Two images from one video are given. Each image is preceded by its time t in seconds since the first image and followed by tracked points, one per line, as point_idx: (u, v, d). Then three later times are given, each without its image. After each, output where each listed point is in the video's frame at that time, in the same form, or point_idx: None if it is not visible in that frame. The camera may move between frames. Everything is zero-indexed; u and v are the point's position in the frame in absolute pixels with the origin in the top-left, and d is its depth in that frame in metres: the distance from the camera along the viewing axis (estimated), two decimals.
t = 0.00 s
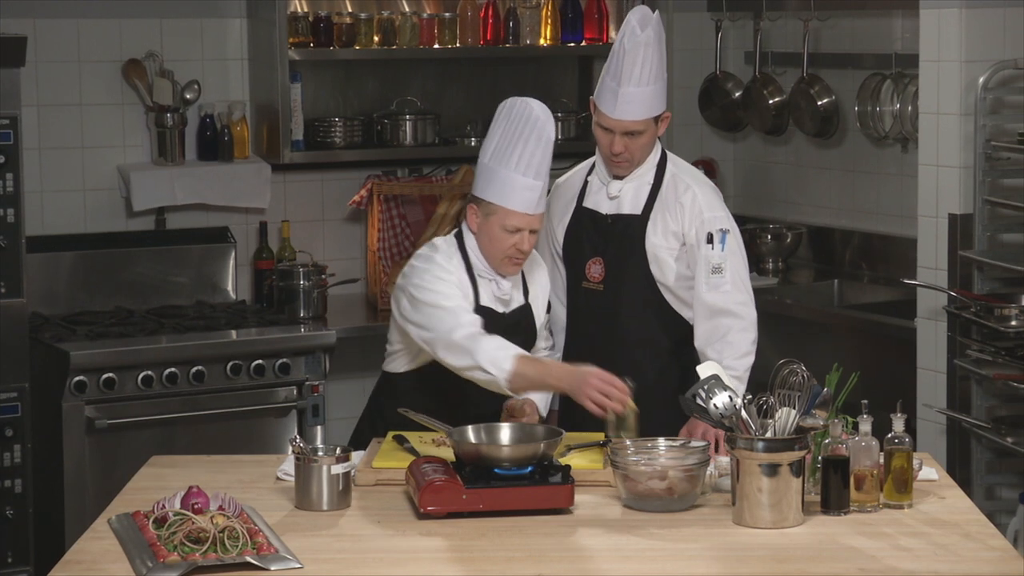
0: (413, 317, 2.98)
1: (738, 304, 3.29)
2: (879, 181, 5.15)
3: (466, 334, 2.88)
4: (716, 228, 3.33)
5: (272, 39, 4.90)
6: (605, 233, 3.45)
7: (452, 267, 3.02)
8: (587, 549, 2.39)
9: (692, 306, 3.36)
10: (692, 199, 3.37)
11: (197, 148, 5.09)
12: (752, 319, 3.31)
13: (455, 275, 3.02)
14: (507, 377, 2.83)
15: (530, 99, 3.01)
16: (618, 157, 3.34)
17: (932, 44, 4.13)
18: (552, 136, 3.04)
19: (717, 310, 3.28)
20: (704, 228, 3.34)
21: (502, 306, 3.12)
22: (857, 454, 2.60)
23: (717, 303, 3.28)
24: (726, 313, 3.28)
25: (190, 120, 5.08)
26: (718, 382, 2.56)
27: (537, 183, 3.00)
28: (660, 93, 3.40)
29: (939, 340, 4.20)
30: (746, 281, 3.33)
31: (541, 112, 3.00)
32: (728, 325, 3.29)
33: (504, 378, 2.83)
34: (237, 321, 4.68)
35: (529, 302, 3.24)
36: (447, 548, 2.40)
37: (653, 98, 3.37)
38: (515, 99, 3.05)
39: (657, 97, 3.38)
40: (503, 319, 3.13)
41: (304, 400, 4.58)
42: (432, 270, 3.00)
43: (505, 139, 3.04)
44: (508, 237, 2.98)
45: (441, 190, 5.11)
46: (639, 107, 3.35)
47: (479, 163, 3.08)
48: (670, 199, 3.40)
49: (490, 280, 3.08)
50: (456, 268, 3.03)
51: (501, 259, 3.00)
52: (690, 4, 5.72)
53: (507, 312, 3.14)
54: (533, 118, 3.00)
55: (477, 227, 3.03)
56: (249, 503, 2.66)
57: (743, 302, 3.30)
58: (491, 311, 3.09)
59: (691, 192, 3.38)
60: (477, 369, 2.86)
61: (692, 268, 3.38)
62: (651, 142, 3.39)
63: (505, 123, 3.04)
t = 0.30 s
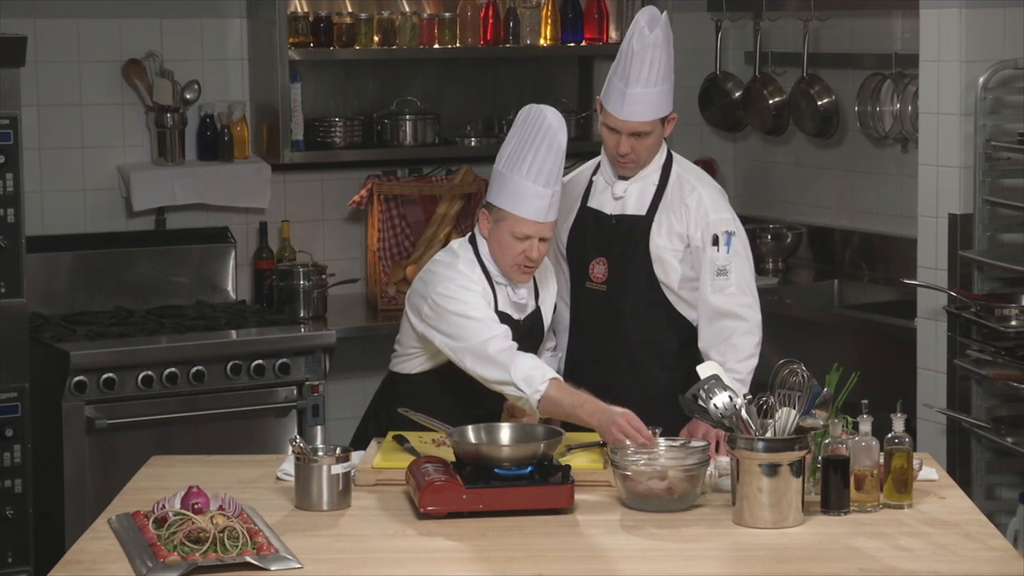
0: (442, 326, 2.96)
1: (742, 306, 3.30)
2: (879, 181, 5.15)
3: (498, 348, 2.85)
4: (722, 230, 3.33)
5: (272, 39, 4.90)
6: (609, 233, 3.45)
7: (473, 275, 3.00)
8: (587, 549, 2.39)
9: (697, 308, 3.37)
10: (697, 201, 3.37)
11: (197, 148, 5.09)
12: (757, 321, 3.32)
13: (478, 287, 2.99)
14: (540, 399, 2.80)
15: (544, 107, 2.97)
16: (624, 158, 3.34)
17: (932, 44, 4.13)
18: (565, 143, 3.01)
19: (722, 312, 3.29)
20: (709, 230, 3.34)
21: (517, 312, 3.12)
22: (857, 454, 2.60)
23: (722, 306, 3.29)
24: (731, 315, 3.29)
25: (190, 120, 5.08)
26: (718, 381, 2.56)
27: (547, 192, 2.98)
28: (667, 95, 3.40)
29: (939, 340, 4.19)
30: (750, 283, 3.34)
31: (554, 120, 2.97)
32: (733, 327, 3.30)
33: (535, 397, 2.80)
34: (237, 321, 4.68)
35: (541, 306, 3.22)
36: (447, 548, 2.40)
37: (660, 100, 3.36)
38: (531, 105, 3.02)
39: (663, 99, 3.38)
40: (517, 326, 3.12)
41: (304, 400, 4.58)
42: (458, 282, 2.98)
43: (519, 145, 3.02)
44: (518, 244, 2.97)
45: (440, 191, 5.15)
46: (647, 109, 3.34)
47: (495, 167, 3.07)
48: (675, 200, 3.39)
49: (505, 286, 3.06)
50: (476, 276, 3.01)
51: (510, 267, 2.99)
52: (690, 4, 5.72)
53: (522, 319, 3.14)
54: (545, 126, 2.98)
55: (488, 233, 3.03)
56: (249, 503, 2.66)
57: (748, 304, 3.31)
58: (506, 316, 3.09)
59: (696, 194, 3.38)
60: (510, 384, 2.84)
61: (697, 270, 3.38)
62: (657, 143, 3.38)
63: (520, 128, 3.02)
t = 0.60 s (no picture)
0: (428, 325, 2.95)
1: (747, 308, 3.30)
2: (879, 181, 5.15)
3: (485, 349, 2.84)
4: (727, 231, 3.33)
5: (272, 39, 4.90)
6: (613, 233, 3.45)
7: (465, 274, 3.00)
8: (587, 549, 2.39)
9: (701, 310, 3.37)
10: (702, 202, 3.36)
11: (197, 148, 5.09)
12: (761, 323, 3.33)
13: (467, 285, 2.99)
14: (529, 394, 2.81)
15: (528, 104, 2.92)
16: (628, 158, 3.34)
17: (932, 44, 4.13)
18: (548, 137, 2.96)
19: (726, 314, 3.30)
20: (714, 231, 3.33)
21: (511, 309, 3.12)
22: (857, 454, 2.60)
23: (727, 308, 3.30)
24: (735, 317, 3.30)
25: (190, 120, 5.08)
26: (718, 382, 2.56)
27: (532, 188, 2.94)
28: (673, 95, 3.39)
29: (939, 340, 4.19)
30: (754, 284, 3.34)
31: (536, 118, 2.92)
32: (737, 329, 3.30)
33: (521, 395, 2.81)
34: (237, 321, 4.68)
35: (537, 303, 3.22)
36: (447, 548, 2.40)
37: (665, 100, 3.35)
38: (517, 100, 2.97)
39: (668, 99, 3.37)
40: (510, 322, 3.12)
41: (304, 400, 4.58)
42: (446, 281, 2.96)
43: (505, 139, 2.99)
44: (505, 240, 2.96)
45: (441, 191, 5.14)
46: (651, 109, 3.33)
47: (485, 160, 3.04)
48: (680, 202, 3.39)
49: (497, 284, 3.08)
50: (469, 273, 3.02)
51: (500, 263, 2.99)
52: (691, 4, 5.72)
53: (517, 316, 3.14)
54: (529, 124, 2.92)
55: (476, 230, 3.03)
56: (249, 503, 2.66)
57: (752, 306, 3.31)
58: (500, 312, 3.10)
59: (701, 195, 3.38)
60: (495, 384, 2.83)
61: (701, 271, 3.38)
62: (662, 144, 3.38)
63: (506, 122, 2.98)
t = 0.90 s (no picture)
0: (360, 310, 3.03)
1: (746, 308, 3.28)
2: (879, 181, 5.15)
3: (359, 340, 2.87)
4: (725, 230, 3.31)
5: (272, 39, 4.90)
6: (613, 232, 3.45)
7: (415, 262, 3.00)
8: (587, 549, 2.39)
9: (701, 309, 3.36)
10: (701, 201, 3.35)
11: (197, 148, 5.09)
12: (761, 322, 3.30)
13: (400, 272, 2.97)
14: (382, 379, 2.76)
15: (487, 87, 2.86)
16: (625, 157, 3.32)
17: (932, 44, 4.13)
18: (507, 119, 2.90)
19: (725, 313, 3.28)
20: (712, 230, 3.32)
21: (479, 296, 3.07)
22: (857, 454, 2.60)
23: (726, 307, 3.28)
24: (734, 316, 3.28)
25: (190, 120, 5.08)
26: (718, 381, 2.56)
27: (495, 169, 2.87)
28: (670, 94, 3.39)
29: (940, 340, 4.19)
30: (754, 283, 3.32)
31: (497, 97, 2.86)
32: (737, 328, 3.28)
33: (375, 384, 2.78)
34: (237, 321, 4.68)
35: (515, 295, 3.11)
36: (447, 548, 2.40)
37: (660, 98, 3.35)
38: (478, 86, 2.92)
39: (664, 98, 3.37)
40: (476, 310, 3.06)
41: (304, 400, 4.58)
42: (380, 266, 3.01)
43: (467, 125, 2.94)
44: (473, 223, 2.88)
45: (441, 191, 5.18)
46: (646, 107, 3.34)
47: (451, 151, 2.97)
48: (678, 201, 3.38)
49: (463, 269, 3.04)
50: (421, 261, 3.00)
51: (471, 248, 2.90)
52: (690, 4, 5.72)
53: (485, 303, 3.07)
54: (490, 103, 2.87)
55: (447, 215, 2.96)
56: (249, 503, 2.66)
57: (751, 305, 3.29)
58: (463, 301, 3.04)
59: (700, 194, 3.37)
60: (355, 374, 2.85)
61: (700, 270, 3.36)
62: (659, 143, 3.37)
63: (468, 109, 2.94)
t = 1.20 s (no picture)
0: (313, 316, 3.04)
1: (740, 304, 3.27)
2: (879, 181, 5.15)
3: (321, 347, 2.88)
4: (718, 227, 3.31)
5: (272, 39, 4.90)
6: (607, 231, 3.45)
7: (356, 261, 3.00)
8: (587, 549, 2.39)
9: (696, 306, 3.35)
10: (694, 198, 3.35)
11: (197, 148, 5.09)
12: (755, 319, 3.29)
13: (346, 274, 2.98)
14: (343, 393, 2.80)
15: (412, 76, 2.87)
16: (615, 154, 3.32)
17: (932, 44, 4.13)
18: (437, 104, 2.91)
19: (719, 309, 3.27)
20: (706, 227, 3.31)
21: (425, 285, 3.05)
22: (856, 454, 2.60)
23: (720, 304, 3.27)
24: (728, 313, 3.27)
25: (190, 120, 5.08)
26: (718, 381, 2.56)
27: (431, 156, 2.87)
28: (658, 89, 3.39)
29: (940, 339, 4.19)
30: (749, 280, 3.31)
31: (423, 87, 2.87)
32: (731, 325, 3.27)
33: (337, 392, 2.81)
34: (237, 321, 4.68)
35: (463, 281, 3.09)
36: (447, 548, 2.40)
37: (647, 92, 3.36)
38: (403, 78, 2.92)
39: (653, 93, 3.37)
40: (423, 302, 3.04)
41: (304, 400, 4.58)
42: (325, 271, 3.01)
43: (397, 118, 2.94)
44: (414, 214, 2.88)
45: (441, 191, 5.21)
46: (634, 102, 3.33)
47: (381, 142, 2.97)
48: (672, 199, 3.38)
49: (405, 261, 3.02)
50: (362, 258, 3.00)
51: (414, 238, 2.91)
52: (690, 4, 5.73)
53: (432, 291, 3.05)
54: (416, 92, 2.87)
55: (384, 212, 2.96)
56: (249, 503, 2.66)
57: (745, 302, 3.28)
58: (409, 294, 3.03)
59: (693, 191, 3.36)
60: (323, 382, 2.86)
61: (695, 267, 3.36)
62: (650, 140, 3.35)
63: (395, 102, 2.94)
